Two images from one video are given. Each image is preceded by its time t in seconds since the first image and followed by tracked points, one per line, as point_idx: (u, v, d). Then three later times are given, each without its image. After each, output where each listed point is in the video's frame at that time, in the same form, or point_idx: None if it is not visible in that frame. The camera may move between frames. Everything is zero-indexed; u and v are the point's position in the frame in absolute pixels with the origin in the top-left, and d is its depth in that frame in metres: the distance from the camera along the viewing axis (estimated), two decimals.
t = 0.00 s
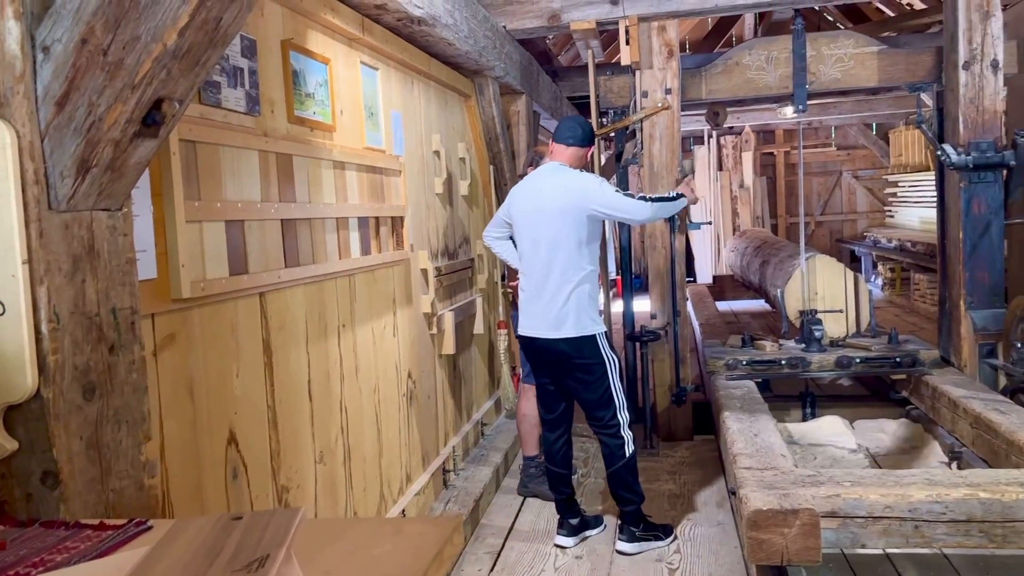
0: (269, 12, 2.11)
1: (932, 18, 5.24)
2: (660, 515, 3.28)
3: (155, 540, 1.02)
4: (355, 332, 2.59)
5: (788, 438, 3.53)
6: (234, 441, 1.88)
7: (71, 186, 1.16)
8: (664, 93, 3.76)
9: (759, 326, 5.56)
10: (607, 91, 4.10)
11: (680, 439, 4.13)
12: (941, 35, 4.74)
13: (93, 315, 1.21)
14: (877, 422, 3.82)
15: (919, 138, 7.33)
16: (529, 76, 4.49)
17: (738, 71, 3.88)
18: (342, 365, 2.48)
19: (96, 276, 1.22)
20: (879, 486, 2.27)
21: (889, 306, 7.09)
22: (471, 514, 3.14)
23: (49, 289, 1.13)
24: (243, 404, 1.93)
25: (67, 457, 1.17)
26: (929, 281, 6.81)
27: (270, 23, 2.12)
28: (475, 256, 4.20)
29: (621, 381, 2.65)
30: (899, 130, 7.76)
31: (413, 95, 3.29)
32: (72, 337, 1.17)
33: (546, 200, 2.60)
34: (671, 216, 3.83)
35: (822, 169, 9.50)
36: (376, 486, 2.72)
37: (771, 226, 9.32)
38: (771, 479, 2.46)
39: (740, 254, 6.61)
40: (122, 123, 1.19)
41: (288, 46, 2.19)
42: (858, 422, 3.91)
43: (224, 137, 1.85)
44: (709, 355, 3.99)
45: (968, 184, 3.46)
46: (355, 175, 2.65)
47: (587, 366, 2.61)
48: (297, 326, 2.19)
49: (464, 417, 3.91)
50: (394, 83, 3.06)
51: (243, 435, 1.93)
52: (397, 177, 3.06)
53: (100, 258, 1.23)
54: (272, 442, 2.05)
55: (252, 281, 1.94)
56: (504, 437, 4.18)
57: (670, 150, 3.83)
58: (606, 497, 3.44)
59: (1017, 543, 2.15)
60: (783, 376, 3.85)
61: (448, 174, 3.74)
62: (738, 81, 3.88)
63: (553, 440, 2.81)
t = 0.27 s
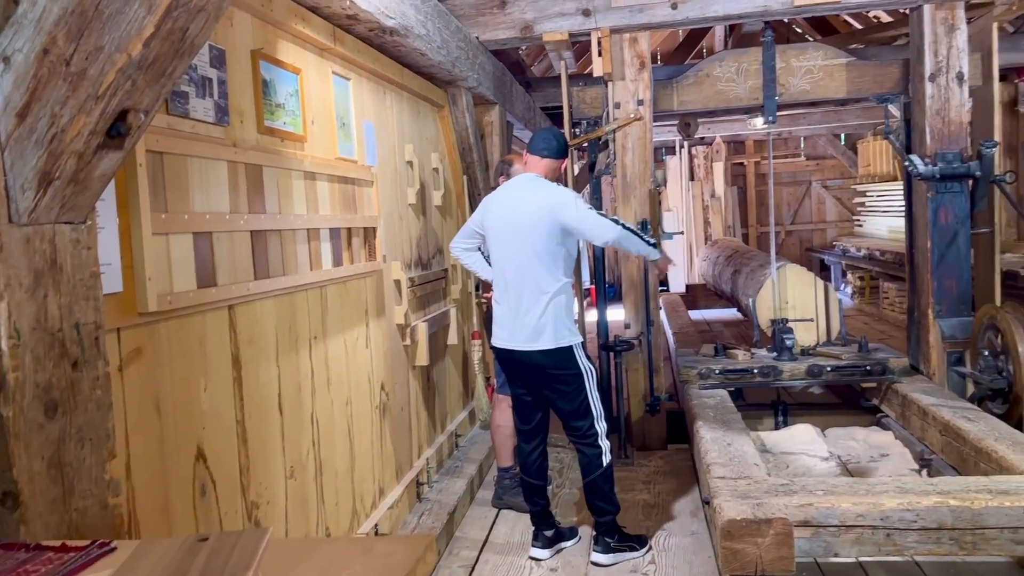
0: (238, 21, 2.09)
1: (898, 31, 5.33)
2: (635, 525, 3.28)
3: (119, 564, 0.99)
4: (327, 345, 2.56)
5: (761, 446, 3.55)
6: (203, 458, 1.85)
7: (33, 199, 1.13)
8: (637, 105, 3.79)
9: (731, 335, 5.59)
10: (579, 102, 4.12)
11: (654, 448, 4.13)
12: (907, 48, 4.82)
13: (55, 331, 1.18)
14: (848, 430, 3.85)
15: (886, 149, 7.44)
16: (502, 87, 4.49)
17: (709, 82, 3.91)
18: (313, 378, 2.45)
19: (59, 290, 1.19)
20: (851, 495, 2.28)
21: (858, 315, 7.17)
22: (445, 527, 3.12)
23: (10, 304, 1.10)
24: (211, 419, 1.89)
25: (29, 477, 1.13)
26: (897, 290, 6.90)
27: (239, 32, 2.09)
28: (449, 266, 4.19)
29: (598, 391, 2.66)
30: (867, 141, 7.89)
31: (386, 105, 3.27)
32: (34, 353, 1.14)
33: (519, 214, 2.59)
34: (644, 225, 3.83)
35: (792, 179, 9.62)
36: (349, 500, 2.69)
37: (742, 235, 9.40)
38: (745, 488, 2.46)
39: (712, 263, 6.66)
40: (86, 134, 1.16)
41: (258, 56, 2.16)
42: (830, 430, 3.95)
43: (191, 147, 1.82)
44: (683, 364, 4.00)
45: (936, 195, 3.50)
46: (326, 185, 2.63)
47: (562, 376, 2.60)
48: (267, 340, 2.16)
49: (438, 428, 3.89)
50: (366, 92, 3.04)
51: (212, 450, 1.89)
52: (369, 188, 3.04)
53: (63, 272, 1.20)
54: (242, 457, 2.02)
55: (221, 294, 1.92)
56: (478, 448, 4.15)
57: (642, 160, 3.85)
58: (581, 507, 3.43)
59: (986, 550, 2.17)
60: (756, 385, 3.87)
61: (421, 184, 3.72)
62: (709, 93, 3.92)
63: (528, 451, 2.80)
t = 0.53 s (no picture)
0: (205, 30, 2.06)
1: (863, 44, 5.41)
2: (608, 536, 3.27)
3: None
4: (296, 357, 2.53)
5: (733, 455, 3.56)
6: (168, 475, 1.81)
7: None
8: (607, 116, 3.80)
9: (702, 344, 5.62)
10: (550, 112, 4.12)
11: (626, 458, 4.13)
12: (872, 60, 4.89)
13: (14, 348, 1.15)
14: (817, 438, 3.88)
15: (852, 160, 7.55)
16: (473, 97, 4.49)
17: (679, 94, 3.94)
18: (282, 391, 2.41)
19: (18, 306, 1.16)
20: (823, 504, 2.29)
21: (826, 323, 7.25)
22: (417, 540, 3.08)
23: None
24: (178, 435, 1.85)
25: None
26: (864, 298, 6.99)
27: (206, 40, 2.06)
28: (421, 277, 4.16)
29: (572, 402, 2.66)
30: (833, 152, 8.00)
31: (356, 115, 3.24)
32: None
33: (492, 225, 2.58)
34: (616, 235, 3.83)
35: (760, 189, 9.72)
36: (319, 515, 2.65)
37: (711, 245, 9.47)
38: (717, 498, 2.46)
39: (682, 272, 6.70)
40: (46, 146, 1.13)
41: (225, 65, 2.14)
42: (801, 438, 3.98)
43: (157, 158, 1.79)
44: (655, 374, 4.01)
45: (902, 205, 3.55)
46: (296, 196, 2.59)
47: (537, 388, 2.59)
48: (234, 353, 2.12)
49: (410, 441, 3.85)
50: (336, 102, 3.01)
51: (178, 467, 1.85)
52: (339, 198, 3.01)
53: (22, 288, 1.17)
54: (209, 473, 1.98)
55: (187, 307, 1.88)
56: (451, 460, 4.12)
57: (613, 170, 3.86)
58: (554, 519, 3.41)
59: (956, 558, 2.18)
60: (727, 394, 3.89)
61: (392, 194, 3.70)
62: (678, 104, 3.94)
63: (501, 463, 2.78)
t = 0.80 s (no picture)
0: (177, 36, 2.04)
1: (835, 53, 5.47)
2: (587, 545, 3.26)
3: None
4: (270, 368, 2.50)
5: (710, 462, 3.57)
6: (139, 489, 1.77)
7: None
8: (583, 124, 3.80)
9: (678, 351, 5.64)
10: (527, 120, 4.12)
11: (604, 466, 4.13)
12: (844, 70, 4.95)
13: None
14: (793, 444, 3.90)
15: (824, 168, 7.63)
16: (449, 104, 4.48)
17: (654, 102, 3.96)
18: (256, 402, 2.38)
19: None
20: (799, 511, 2.30)
21: (800, 330, 7.32)
22: (394, 552, 3.05)
23: None
24: (149, 448, 1.82)
25: None
26: (837, 305, 7.07)
27: (178, 47, 2.04)
28: (397, 285, 4.14)
29: (553, 411, 2.64)
30: (806, 160, 8.09)
31: (331, 122, 3.22)
32: None
33: (472, 232, 2.58)
34: (593, 243, 3.84)
35: (734, 197, 9.80)
36: (294, 527, 2.61)
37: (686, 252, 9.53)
38: (695, 505, 2.47)
39: (658, 280, 6.72)
40: (13, 155, 1.10)
41: (198, 72, 2.11)
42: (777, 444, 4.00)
43: (127, 166, 1.76)
44: (632, 381, 4.01)
45: (874, 213, 3.59)
46: (270, 204, 2.57)
47: (516, 396, 2.58)
48: (207, 364, 2.09)
49: (387, 451, 3.82)
50: (311, 110, 2.99)
51: (150, 481, 1.82)
52: (314, 206, 2.98)
53: None
54: (181, 487, 1.94)
55: (158, 317, 1.85)
56: (427, 470, 4.09)
57: (590, 178, 3.87)
58: (532, 528, 3.39)
59: (931, 563, 2.20)
60: (704, 401, 3.90)
61: (368, 202, 3.68)
62: (654, 113, 3.96)
63: (479, 472, 2.77)
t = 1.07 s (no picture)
0: (146, 42, 2.01)
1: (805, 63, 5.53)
2: (562, 553, 3.25)
3: None
4: (241, 377, 2.46)
5: (685, 468, 3.58)
6: (107, 503, 1.74)
7: None
8: (558, 132, 3.80)
9: (652, 358, 5.66)
10: (501, 127, 4.12)
11: (578, 473, 4.12)
12: (814, 79, 5.02)
13: None
14: (766, 450, 3.92)
15: (795, 175, 7.72)
16: (423, 112, 4.47)
17: (627, 111, 3.98)
18: (226, 413, 2.34)
19: None
20: (773, 517, 2.31)
21: (771, 336, 7.38)
22: (367, 563, 3.02)
23: None
24: (117, 460, 1.78)
25: None
26: (808, 312, 7.14)
27: (147, 53, 2.01)
28: (371, 293, 4.12)
29: (529, 419, 2.64)
30: (777, 168, 8.17)
31: (303, 129, 3.20)
32: None
33: (444, 241, 2.56)
34: (568, 250, 3.84)
35: (706, 204, 9.87)
36: (265, 539, 2.57)
37: (659, 259, 9.58)
38: (670, 512, 2.47)
39: (632, 286, 6.75)
40: None
41: (167, 78, 2.08)
42: (750, 450, 4.02)
43: (94, 174, 1.73)
44: (606, 388, 4.01)
45: (845, 220, 3.63)
46: (241, 212, 2.54)
47: (491, 404, 2.57)
48: (176, 374, 2.06)
49: (360, 460, 3.79)
50: (282, 116, 2.96)
51: (117, 494, 1.78)
52: (286, 214, 2.95)
53: None
54: (150, 499, 1.91)
55: (126, 327, 1.81)
56: (401, 479, 4.06)
57: (564, 186, 3.87)
58: (507, 537, 3.38)
59: (903, 568, 2.22)
60: (678, 408, 3.91)
61: (340, 210, 3.65)
62: (627, 121, 3.98)
63: (454, 481, 2.75)
